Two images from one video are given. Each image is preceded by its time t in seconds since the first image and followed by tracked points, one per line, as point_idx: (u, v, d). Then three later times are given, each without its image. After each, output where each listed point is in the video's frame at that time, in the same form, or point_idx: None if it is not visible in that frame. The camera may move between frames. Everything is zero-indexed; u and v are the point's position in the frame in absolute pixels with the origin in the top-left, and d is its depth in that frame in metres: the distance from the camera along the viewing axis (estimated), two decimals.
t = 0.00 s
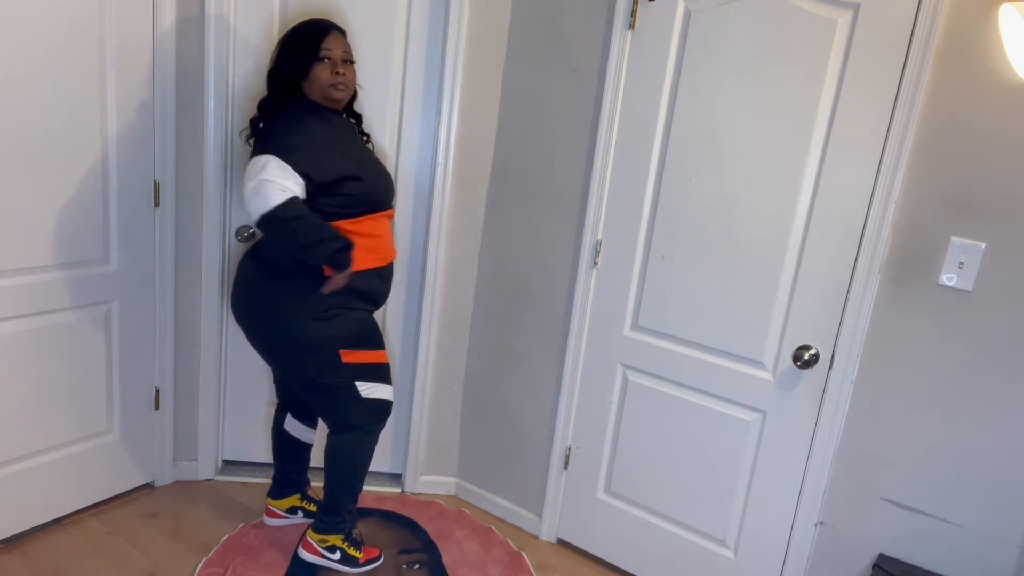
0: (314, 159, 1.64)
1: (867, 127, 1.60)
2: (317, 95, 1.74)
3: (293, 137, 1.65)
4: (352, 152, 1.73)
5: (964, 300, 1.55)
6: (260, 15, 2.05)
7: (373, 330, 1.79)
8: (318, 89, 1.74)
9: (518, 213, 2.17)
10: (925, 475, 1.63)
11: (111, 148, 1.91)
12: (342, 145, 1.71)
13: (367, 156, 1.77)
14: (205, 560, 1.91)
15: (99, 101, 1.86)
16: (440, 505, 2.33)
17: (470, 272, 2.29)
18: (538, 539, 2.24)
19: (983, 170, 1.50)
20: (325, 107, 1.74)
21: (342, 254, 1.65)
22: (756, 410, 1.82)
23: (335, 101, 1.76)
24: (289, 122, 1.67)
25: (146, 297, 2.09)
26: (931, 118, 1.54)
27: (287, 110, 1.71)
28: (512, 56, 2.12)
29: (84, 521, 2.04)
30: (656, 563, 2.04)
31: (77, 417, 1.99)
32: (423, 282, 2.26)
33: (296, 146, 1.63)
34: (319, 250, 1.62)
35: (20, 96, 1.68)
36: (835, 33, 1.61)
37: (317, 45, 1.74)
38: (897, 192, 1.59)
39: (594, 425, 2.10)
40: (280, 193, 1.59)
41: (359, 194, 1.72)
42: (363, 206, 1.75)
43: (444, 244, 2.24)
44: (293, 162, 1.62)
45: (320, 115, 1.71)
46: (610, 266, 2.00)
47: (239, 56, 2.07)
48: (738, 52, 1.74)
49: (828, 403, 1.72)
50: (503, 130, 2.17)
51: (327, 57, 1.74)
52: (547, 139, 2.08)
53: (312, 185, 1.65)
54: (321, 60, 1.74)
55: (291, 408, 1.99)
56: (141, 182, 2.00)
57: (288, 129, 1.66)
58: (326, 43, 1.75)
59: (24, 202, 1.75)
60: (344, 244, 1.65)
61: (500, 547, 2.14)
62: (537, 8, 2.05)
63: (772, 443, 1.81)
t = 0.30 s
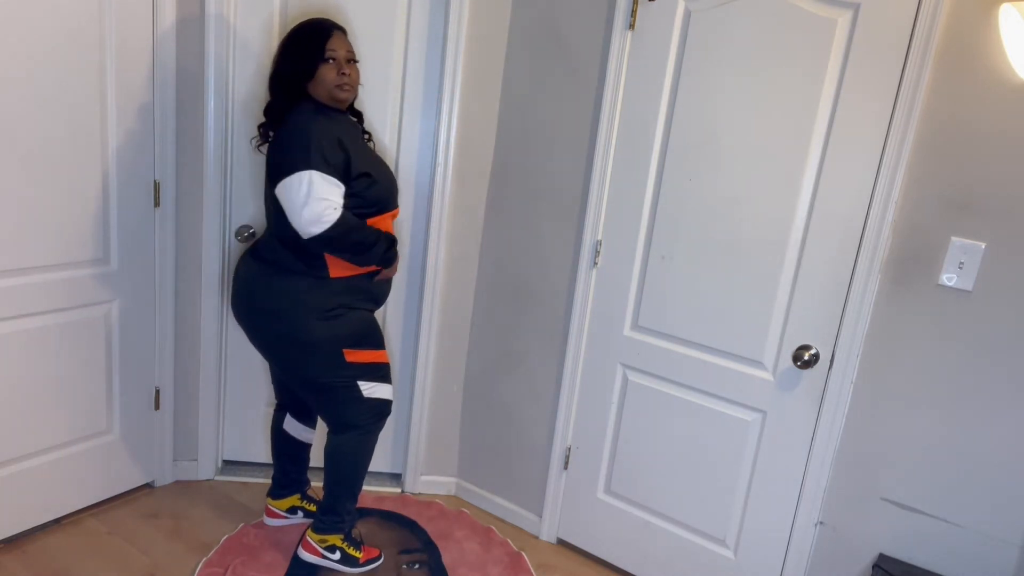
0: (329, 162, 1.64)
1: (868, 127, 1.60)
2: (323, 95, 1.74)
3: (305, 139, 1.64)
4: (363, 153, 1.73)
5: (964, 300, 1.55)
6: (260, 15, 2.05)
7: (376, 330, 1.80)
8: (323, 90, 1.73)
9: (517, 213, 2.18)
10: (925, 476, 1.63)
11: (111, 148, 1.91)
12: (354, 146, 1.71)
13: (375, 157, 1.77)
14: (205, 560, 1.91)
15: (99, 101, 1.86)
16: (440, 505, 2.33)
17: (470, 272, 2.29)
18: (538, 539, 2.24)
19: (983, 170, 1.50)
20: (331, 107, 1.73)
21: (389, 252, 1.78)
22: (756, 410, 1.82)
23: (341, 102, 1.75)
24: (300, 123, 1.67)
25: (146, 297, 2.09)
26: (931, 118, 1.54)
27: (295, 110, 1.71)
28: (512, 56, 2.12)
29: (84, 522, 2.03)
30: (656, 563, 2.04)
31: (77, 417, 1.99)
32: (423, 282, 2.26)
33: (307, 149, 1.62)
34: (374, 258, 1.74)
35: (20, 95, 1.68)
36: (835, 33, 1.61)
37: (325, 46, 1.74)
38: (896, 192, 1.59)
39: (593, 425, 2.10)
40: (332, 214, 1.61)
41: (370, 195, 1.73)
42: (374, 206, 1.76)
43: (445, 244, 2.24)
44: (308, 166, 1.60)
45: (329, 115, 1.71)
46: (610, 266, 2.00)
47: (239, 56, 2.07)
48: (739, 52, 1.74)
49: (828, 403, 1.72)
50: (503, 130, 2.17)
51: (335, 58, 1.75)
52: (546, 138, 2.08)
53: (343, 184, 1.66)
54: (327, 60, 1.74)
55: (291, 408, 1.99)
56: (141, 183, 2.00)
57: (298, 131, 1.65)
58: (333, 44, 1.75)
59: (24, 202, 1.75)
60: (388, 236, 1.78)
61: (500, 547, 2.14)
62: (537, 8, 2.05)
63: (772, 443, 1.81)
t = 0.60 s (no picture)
0: (352, 165, 1.65)
1: (868, 127, 1.60)
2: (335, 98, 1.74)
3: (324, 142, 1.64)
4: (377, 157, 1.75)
5: (964, 300, 1.55)
6: (260, 15, 2.05)
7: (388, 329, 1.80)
8: (334, 92, 1.74)
9: (518, 213, 2.18)
10: (925, 476, 1.63)
11: (111, 148, 1.91)
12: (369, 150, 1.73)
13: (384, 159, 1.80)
14: (205, 560, 1.91)
15: (99, 100, 1.86)
16: (440, 505, 2.33)
17: (471, 272, 2.29)
18: (538, 539, 2.24)
19: (983, 170, 1.50)
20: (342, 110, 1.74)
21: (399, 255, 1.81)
22: (756, 410, 1.83)
23: (350, 104, 1.77)
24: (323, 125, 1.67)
25: (145, 297, 2.09)
26: (931, 118, 1.54)
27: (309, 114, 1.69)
28: (512, 56, 2.12)
29: (84, 522, 2.03)
30: (657, 563, 2.04)
31: (76, 417, 1.99)
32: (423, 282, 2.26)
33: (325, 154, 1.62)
34: (386, 257, 1.75)
35: (20, 95, 1.68)
36: (835, 33, 1.61)
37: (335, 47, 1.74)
38: (896, 192, 1.59)
39: (594, 425, 2.10)
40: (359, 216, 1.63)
41: (385, 195, 1.75)
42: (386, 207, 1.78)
43: (445, 244, 2.24)
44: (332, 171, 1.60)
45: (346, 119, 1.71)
46: (610, 266, 2.00)
47: (239, 56, 2.07)
48: (739, 52, 1.74)
49: (828, 402, 1.72)
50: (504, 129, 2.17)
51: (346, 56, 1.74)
52: (546, 138, 2.08)
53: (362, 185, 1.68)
54: (337, 63, 1.73)
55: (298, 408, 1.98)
56: (141, 182, 2.00)
57: (318, 136, 1.63)
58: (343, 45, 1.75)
59: (24, 202, 1.75)
60: (396, 237, 1.80)
61: (500, 547, 2.14)
62: (537, 8, 2.05)
63: (772, 443, 1.81)
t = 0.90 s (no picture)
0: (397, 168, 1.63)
1: (868, 127, 1.60)
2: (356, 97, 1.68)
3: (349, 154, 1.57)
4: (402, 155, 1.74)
5: (964, 300, 1.55)
6: (260, 15, 2.05)
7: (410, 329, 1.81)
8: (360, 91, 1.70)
9: (518, 213, 2.17)
10: (926, 476, 1.63)
11: (111, 148, 1.91)
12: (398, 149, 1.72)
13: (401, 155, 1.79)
14: (205, 560, 1.91)
15: (99, 100, 1.86)
16: (440, 505, 2.33)
17: (472, 272, 2.29)
18: (538, 539, 2.24)
19: (983, 170, 1.50)
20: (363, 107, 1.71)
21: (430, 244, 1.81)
22: (756, 410, 1.82)
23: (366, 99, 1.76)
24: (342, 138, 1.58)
25: (145, 296, 2.09)
26: (931, 118, 1.54)
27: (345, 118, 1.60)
28: (512, 56, 2.12)
29: (84, 521, 2.03)
30: (657, 563, 2.04)
31: (76, 417, 1.99)
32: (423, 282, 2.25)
33: (368, 154, 1.58)
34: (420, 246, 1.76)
35: (20, 95, 1.68)
36: (835, 33, 1.61)
37: (336, 49, 1.60)
38: (897, 192, 1.59)
39: (594, 425, 2.10)
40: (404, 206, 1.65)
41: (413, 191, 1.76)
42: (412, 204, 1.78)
43: (445, 244, 2.24)
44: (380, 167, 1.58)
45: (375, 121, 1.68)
46: (610, 266, 2.00)
47: (239, 56, 2.07)
48: (739, 52, 1.73)
49: (828, 402, 1.72)
50: (504, 129, 2.17)
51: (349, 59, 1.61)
52: (546, 139, 2.08)
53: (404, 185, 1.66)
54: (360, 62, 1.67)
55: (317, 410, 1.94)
56: (140, 182, 2.00)
57: (368, 144, 1.58)
58: (344, 45, 1.61)
59: (24, 202, 1.75)
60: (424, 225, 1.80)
61: (501, 547, 2.14)
62: (537, 7, 2.05)
63: (772, 443, 1.81)
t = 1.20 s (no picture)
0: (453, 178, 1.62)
1: (868, 127, 1.60)
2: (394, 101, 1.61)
3: (386, 163, 1.52)
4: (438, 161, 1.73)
5: (964, 299, 1.55)
6: (260, 15, 2.05)
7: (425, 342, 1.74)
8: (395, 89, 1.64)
9: (519, 212, 2.17)
10: (926, 476, 1.63)
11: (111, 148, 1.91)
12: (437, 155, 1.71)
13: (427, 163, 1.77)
14: (205, 560, 1.91)
15: (99, 101, 1.86)
16: (440, 505, 2.33)
17: (472, 272, 2.28)
18: (538, 539, 2.24)
19: (984, 170, 1.50)
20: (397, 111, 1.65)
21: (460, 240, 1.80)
22: (756, 410, 1.82)
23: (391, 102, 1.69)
24: (366, 143, 1.51)
25: (145, 297, 2.09)
26: (932, 118, 1.54)
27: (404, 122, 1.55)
28: (512, 56, 2.12)
29: (84, 521, 2.04)
30: (656, 563, 2.04)
31: (76, 417, 1.99)
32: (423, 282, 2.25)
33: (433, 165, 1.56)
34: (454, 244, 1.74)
35: (20, 96, 1.68)
36: (835, 33, 1.61)
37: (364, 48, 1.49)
38: (897, 192, 1.59)
39: (594, 425, 2.10)
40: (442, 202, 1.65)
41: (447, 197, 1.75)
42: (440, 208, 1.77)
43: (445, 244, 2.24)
44: (447, 174, 1.58)
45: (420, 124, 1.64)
46: (610, 266, 2.00)
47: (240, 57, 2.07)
48: (739, 52, 1.73)
49: (828, 402, 1.71)
50: (506, 129, 2.17)
51: (371, 55, 1.48)
52: (547, 139, 2.08)
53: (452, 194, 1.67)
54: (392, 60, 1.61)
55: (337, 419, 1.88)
56: (140, 183, 2.00)
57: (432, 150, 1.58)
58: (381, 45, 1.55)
59: (24, 202, 1.75)
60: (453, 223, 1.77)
61: (500, 547, 2.14)
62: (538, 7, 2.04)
63: (772, 443, 1.81)
